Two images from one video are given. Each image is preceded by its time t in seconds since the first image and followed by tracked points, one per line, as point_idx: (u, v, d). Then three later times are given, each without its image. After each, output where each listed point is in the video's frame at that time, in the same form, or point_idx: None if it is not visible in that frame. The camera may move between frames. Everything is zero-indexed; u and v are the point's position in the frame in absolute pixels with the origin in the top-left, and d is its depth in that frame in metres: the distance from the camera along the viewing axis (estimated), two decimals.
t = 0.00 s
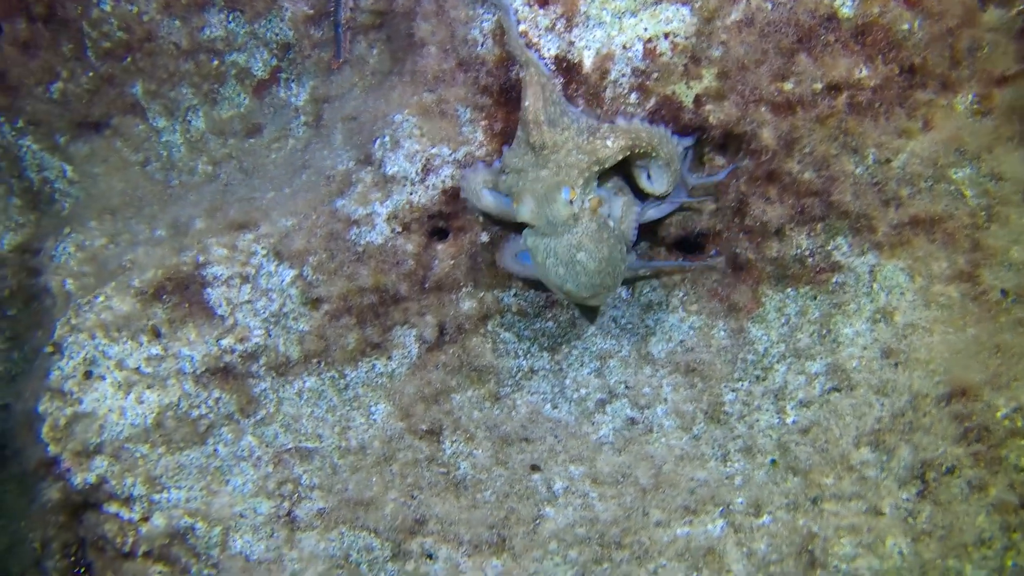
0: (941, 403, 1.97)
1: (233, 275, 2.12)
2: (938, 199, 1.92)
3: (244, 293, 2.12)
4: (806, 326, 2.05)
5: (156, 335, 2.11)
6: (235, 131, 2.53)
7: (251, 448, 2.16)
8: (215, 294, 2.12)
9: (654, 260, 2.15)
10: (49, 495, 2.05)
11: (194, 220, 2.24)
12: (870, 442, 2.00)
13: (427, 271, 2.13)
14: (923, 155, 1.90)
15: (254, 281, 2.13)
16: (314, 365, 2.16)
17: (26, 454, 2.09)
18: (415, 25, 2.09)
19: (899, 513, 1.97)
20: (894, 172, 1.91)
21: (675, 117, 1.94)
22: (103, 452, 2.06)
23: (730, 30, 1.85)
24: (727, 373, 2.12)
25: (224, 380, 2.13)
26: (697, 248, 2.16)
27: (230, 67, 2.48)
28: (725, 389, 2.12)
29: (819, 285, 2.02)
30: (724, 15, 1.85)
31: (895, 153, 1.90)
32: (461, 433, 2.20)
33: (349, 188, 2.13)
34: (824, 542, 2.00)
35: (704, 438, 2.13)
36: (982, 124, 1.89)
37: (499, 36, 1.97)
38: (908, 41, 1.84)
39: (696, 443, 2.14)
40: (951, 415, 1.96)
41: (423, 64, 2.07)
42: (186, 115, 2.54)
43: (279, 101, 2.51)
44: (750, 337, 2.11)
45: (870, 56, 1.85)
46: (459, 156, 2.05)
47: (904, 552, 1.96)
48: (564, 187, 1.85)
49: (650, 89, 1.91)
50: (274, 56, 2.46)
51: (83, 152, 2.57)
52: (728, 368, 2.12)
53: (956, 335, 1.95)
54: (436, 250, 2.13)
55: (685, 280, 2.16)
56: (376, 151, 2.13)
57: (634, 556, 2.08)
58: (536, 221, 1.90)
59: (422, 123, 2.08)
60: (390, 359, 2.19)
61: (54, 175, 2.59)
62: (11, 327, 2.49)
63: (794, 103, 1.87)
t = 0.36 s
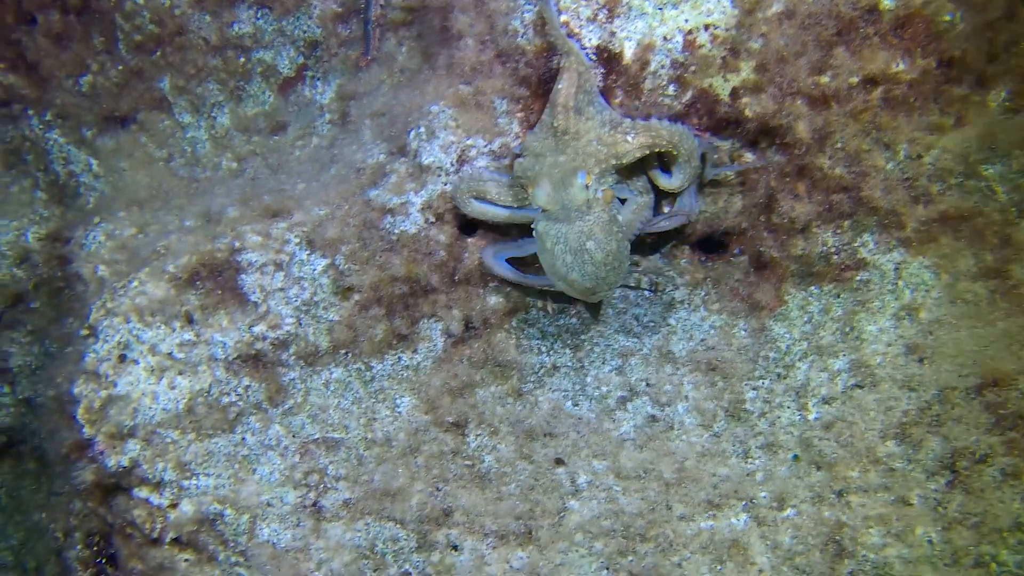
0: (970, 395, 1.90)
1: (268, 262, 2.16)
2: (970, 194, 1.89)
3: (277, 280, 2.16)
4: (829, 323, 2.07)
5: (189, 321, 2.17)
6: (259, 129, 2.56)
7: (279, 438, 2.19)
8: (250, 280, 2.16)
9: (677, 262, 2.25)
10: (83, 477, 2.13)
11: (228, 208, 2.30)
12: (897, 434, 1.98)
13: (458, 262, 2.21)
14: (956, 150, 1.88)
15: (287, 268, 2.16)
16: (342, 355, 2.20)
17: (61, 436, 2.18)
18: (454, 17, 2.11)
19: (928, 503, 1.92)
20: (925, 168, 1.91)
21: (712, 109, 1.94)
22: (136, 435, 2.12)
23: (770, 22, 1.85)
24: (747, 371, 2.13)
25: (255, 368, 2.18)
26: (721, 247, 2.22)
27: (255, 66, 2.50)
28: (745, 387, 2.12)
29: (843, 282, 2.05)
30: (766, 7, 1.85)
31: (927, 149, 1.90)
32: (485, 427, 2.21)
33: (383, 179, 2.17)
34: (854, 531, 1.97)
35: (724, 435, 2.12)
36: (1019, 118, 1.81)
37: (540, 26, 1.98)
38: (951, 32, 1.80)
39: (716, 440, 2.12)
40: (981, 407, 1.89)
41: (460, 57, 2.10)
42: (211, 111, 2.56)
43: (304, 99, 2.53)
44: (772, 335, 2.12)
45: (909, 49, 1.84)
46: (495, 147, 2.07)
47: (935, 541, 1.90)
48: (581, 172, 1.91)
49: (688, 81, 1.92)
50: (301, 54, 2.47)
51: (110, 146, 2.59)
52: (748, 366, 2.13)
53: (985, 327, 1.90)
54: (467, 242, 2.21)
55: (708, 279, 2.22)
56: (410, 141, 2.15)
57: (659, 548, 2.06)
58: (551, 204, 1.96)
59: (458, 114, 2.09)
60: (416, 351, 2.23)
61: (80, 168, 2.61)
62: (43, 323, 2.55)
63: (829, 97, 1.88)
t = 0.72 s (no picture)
0: (996, 399, 1.97)
1: (296, 263, 2.22)
2: (994, 200, 1.94)
3: (304, 281, 2.22)
4: (849, 324, 2.09)
5: (217, 321, 2.24)
6: (280, 126, 2.54)
7: (303, 436, 2.23)
8: (278, 281, 2.23)
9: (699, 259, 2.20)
10: (112, 477, 2.19)
11: (253, 209, 2.29)
12: (918, 437, 2.03)
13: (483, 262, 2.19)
14: (982, 155, 1.93)
15: (314, 268, 2.23)
16: (365, 354, 2.25)
17: (89, 435, 2.23)
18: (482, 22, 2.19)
19: (952, 507, 1.98)
20: (950, 173, 1.95)
21: (741, 116, 1.99)
22: (164, 435, 2.19)
23: (801, 31, 1.91)
24: (767, 369, 2.14)
25: (281, 368, 2.24)
26: (741, 246, 2.18)
27: (278, 63, 2.49)
28: (765, 385, 2.13)
29: (866, 283, 2.07)
30: (797, 16, 1.91)
31: (952, 155, 1.94)
32: (507, 423, 2.22)
33: (410, 179, 2.22)
34: (877, 533, 2.02)
35: (743, 432, 2.13)
36: None
37: (571, 33, 2.09)
38: (980, 44, 1.84)
39: (735, 438, 2.13)
40: (1007, 412, 1.96)
41: (489, 60, 2.18)
42: (234, 109, 2.56)
43: (324, 96, 2.52)
44: (791, 334, 2.13)
45: (937, 59, 1.87)
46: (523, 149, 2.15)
47: (960, 545, 1.96)
48: (583, 172, 2.00)
49: (718, 88, 1.98)
50: (321, 52, 2.47)
51: (131, 144, 2.60)
52: (767, 364, 2.14)
53: (1008, 331, 1.96)
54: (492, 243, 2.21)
55: (728, 278, 2.19)
56: (439, 143, 2.22)
57: (679, 547, 2.09)
58: (554, 203, 2.02)
59: (486, 117, 2.18)
60: (439, 350, 2.26)
61: (101, 166, 2.62)
62: (63, 320, 2.57)
63: (858, 104, 1.92)
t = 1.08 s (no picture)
0: (1014, 407, 1.99)
1: (314, 267, 2.23)
2: (1012, 208, 1.94)
3: (322, 285, 2.23)
4: (868, 328, 2.11)
5: (234, 325, 2.23)
6: (297, 129, 2.57)
7: (321, 438, 2.24)
8: (296, 286, 2.24)
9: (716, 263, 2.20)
10: (130, 481, 2.20)
11: (270, 213, 2.31)
12: (937, 442, 2.05)
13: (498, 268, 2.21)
14: (998, 164, 1.91)
15: (332, 272, 2.24)
16: (383, 357, 2.25)
17: (106, 439, 2.24)
18: (500, 28, 2.21)
19: (971, 513, 2.01)
20: (967, 181, 1.95)
21: (758, 122, 1.97)
22: (181, 439, 2.19)
23: (819, 40, 1.90)
24: (786, 373, 2.16)
25: (298, 371, 2.24)
26: (759, 251, 2.17)
27: (295, 67, 2.50)
28: (782, 389, 2.16)
29: (884, 288, 2.09)
30: (815, 25, 1.90)
31: (969, 163, 1.93)
32: (524, 426, 2.23)
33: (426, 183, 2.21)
34: (896, 539, 2.05)
35: (761, 436, 2.16)
36: None
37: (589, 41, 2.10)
38: (997, 54, 1.83)
39: (753, 441, 2.16)
40: None
41: (507, 66, 2.20)
42: (251, 112, 2.57)
43: (341, 99, 2.53)
44: (809, 338, 2.16)
45: (954, 69, 1.87)
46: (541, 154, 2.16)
47: (977, 552, 1.99)
48: (571, 171, 1.93)
49: (735, 95, 1.96)
50: (339, 56, 2.48)
51: (149, 147, 2.62)
52: (786, 367, 2.16)
53: None
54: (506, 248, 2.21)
55: (746, 282, 2.19)
56: (456, 148, 2.24)
57: (697, 550, 2.12)
58: (542, 204, 1.97)
59: (504, 122, 2.21)
60: (456, 352, 2.27)
61: (119, 168, 2.63)
62: (79, 322, 2.61)
63: (875, 112, 1.93)
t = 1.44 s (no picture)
0: None
1: (326, 275, 2.22)
2: None
3: (334, 293, 2.22)
4: (883, 336, 2.13)
5: (246, 332, 2.23)
6: (310, 135, 2.63)
7: (333, 446, 2.23)
8: (308, 294, 2.22)
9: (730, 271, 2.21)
10: (142, 491, 2.17)
11: (282, 221, 2.33)
12: (952, 450, 2.05)
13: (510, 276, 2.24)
14: (1012, 171, 1.91)
15: (344, 280, 2.23)
16: (396, 365, 2.25)
17: (118, 447, 2.25)
18: (513, 35, 2.21)
19: (985, 521, 2.00)
20: (981, 188, 1.94)
21: (772, 130, 1.91)
22: (192, 447, 2.17)
23: (832, 48, 1.82)
24: (801, 380, 2.19)
25: (309, 379, 2.22)
26: (773, 257, 2.17)
27: (308, 73, 2.53)
28: (798, 396, 2.18)
29: (899, 296, 2.09)
30: (827, 34, 1.83)
31: (984, 170, 1.92)
32: (539, 434, 2.25)
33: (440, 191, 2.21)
34: (911, 547, 2.05)
35: (777, 443, 2.18)
36: None
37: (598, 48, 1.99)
38: (1009, 62, 1.82)
39: (769, 448, 2.19)
40: None
41: (520, 74, 2.20)
42: (263, 119, 2.60)
43: (355, 106, 2.60)
44: (825, 345, 2.18)
45: (967, 77, 1.84)
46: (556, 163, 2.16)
47: (992, 560, 1.98)
48: (547, 164, 1.94)
49: (748, 103, 1.89)
50: (354, 63, 2.52)
51: (161, 153, 2.63)
52: (801, 375, 2.19)
53: None
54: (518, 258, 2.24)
55: (761, 289, 2.21)
56: (470, 156, 2.26)
57: (712, 557, 2.14)
58: (520, 197, 1.99)
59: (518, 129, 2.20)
60: (470, 360, 2.28)
61: (131, 175, 2.66)
62: (91, 328, 2.66)
63: (888, 119, 1.88)
